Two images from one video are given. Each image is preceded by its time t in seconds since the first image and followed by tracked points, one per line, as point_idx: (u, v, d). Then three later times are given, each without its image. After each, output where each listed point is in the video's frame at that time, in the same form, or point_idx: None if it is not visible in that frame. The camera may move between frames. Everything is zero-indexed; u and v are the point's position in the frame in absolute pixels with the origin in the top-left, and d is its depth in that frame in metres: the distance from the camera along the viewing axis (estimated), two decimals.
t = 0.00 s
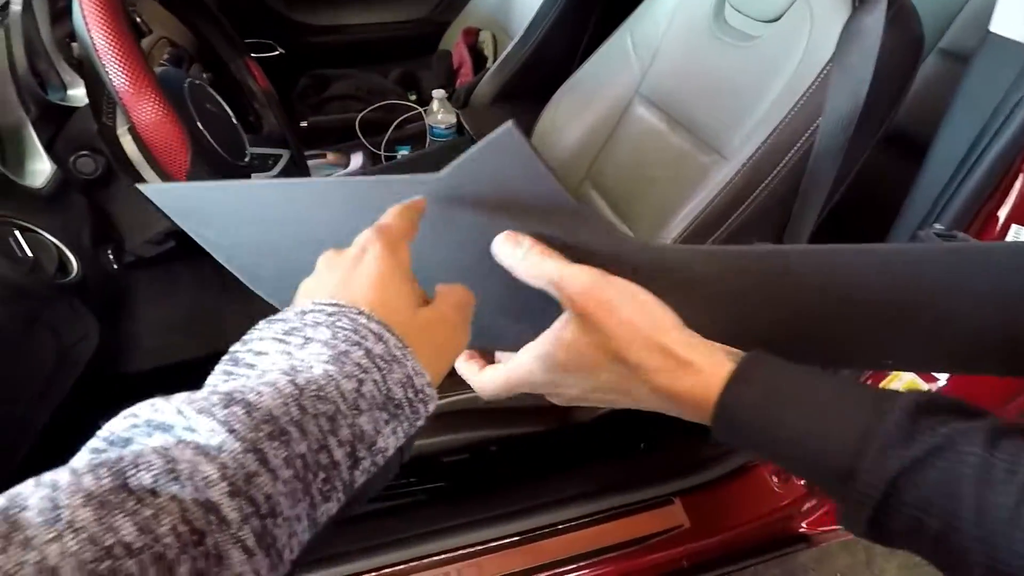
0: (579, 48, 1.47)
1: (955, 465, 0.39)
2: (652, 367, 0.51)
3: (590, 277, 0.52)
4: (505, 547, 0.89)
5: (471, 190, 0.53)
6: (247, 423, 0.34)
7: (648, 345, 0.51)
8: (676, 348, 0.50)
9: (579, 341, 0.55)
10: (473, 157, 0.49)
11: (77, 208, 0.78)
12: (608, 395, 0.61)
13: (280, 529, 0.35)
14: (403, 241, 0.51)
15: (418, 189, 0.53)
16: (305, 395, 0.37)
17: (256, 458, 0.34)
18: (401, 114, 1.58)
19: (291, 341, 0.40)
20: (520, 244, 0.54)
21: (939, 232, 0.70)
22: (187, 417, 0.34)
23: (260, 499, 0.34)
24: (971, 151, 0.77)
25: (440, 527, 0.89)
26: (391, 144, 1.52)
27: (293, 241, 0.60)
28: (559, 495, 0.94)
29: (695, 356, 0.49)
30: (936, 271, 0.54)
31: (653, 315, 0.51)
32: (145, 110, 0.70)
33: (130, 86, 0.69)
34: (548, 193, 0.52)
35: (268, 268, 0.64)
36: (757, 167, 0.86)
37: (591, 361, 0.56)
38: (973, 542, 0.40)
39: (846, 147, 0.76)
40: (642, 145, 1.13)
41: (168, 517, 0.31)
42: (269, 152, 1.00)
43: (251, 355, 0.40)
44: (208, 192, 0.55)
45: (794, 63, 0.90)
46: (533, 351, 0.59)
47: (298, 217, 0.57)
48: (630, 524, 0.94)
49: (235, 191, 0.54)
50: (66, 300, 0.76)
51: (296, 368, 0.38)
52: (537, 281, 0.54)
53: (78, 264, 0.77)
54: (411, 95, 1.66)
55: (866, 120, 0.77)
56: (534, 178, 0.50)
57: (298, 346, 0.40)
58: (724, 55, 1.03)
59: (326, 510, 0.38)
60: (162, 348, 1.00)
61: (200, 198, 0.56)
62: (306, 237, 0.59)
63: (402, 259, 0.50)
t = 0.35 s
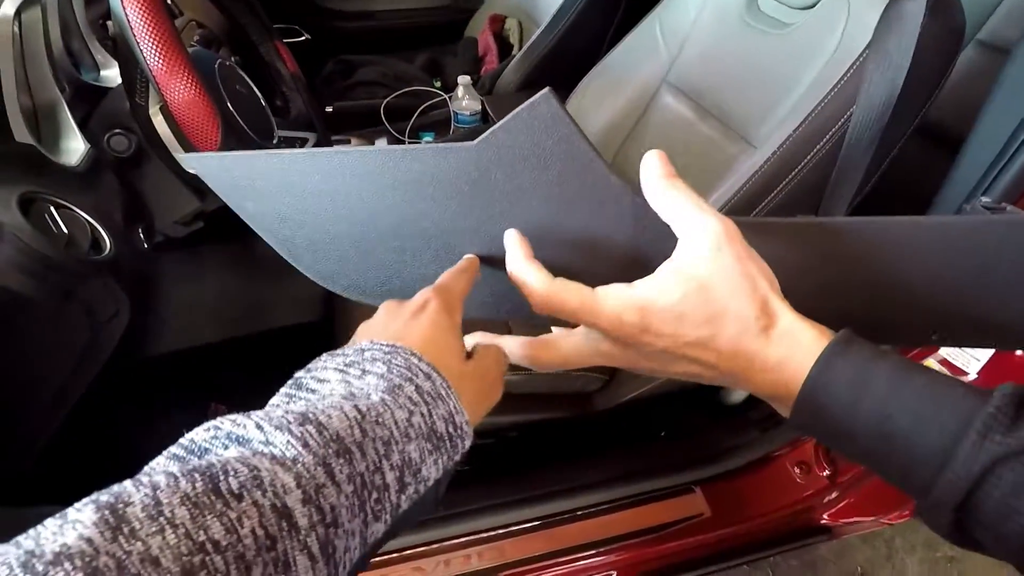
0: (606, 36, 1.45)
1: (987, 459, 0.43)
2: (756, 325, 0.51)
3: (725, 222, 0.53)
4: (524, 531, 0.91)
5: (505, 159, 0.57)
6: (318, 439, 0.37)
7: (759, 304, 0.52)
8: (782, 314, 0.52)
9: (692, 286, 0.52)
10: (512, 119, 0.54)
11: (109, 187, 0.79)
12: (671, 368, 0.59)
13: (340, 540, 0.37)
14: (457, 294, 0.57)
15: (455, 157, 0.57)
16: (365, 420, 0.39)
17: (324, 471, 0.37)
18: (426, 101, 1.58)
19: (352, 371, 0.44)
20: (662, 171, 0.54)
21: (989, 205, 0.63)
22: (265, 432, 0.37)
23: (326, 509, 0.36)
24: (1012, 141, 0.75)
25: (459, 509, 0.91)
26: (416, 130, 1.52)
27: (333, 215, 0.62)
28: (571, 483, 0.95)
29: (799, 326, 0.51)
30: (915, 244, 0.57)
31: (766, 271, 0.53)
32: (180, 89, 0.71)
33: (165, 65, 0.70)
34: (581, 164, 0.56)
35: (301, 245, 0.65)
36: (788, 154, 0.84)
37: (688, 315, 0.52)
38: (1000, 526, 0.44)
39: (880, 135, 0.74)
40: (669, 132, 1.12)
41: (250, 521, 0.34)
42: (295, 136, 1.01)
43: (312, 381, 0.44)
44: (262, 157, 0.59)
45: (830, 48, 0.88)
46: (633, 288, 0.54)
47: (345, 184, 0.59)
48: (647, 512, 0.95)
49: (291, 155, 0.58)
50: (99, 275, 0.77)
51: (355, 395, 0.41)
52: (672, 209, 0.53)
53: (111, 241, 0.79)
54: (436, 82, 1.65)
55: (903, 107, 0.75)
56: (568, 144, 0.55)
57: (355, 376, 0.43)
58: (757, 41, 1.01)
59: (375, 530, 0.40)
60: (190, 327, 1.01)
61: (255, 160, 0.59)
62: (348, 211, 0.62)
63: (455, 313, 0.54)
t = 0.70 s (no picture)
0: (605, 26, 1.45)
1: (955, 438, 0.46)
2: (741, 317, 0.55)
3: (710, 223, 0.55)
4: (529, 522, 0.92)
5: (495, 172, 0.55)
6: (329, 437, 0.38)
7: (744, 299, 0.55)
8: (767, 307, 0.56)
9: (680, 281, 0.54)
10: (497, 136, 0.52)
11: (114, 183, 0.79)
12: (659, 356, 0.63)
13: (352, 532, 0.38)
14: (449, 296, 0.59)
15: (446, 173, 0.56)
16: (372, 419, 0.40)
17: (335, 465, 0.38)
18: (426, 95, 1.58)
19: (352, 375, 0.45)
20: (641, 181, 0.55)
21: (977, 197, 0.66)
22: (279, 431, 0.38)
23: (339, 501, 0.37)
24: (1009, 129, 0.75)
25: (463, 500, 0.91)
26: (416, 124, 1.52)
27: (342, 224, 0.64)
28: (573, 473, 0.95)
29: (782, 318, 0.55)
30: (919, 238, 0.57)
31: (750, 266, 0.56)
32: (182, 85, 0.71)
33: (167, 61, 0.70)
34: (575, 175, 0.54)
35: (316, 248, 0.69)
36: (787, 144, 0.84)
37: (676, 308, 0.56)
38: (990, 502, 0.46)
39: (877, 123, 0.75)
40: (669, 123, 1.12)
41: (270, 513, 0.34)
42: (297, 131, 1.01)
43: (312, 385, 0.44)
44: (261, 177, 0.59)
45: (829, 36, 0.88)
46: (624, 283, 0.56)
47: (346, 199, 0.60)
48: (650, 501, 0.96)
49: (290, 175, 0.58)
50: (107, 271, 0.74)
51: (357, 399, 0.42)
52: (655, 215, 0.54)
53: (117, 237, 0.77)
54: (436, 75, 1.65)
55: (900, 95, 0.75)
56: (557, 157, 0.53)
57: (356, 380, 0.44)
58: (756, 31, 1.01)
59: (381, 523, 0.41)
60: (197, 323, 1.02)
61: (257, 182, 0.59)
62: (354, 221, 0.63)
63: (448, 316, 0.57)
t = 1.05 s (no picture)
0: (614, 32, 1.46)
1: (913, 462, 0.49)
2: (714, 340, 0.60)
3: (682, 253, 0.60)
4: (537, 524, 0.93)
5: (490, 213, 0.62)
6: (108, 413, 0.37)
7: (717, 323, 0.60)
8: (739, 330, 0.60)
9: (657, 307, 0.59)
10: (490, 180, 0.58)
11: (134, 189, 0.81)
12: (642, 377, 0.66)
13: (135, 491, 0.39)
14: (309, 283, 0.53)
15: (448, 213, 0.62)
16: (159, 387, 0.39)
17: (116, 444, 0.37)
18: (437, 101, 1.60)
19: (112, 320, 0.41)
20: (622, 218, 0.61)
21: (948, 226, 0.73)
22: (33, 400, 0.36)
23: (111, 472, 0.38)
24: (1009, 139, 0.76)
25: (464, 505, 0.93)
26: (426, 131, 1.53)
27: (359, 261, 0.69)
28: (579, 478, 0.96)
29: (754, 344, 0.60)
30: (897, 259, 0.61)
31: (723, 295, 0.61)
32: (201, 94, 0.73)
33: (186, 70, 0.72)
34: (557, 213, 0.60)
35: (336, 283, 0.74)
36: (792, 151, 0.86)
37: (653, 333, 0.60)
38: (964, 518, 0.48)
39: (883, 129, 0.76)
40: (676, 130, 1.13)
41: None
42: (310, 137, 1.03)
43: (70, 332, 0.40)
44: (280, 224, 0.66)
45: (834, 44, 0.88)
46: (604, 306, 0.60)
47: (359, 238, 0.66)
48: (659, 506, 0.96)
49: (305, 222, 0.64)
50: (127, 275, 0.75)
51: (147, 356, 0.39)
52: (631, 245, 0.60)
53: (137, 242, 0.78)
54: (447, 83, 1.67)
55: (906, 102, 0.76)
56: (544, 198, 0.59)
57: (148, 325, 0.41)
58: (763, 38, 1.01)
59: (196, 470, 0.42)
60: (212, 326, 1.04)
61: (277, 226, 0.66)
62: (371, 258, 0.69)
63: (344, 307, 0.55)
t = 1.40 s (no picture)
0: (654, 39, 1.43)
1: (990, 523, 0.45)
2: (745, 375, 0.57)
3: (714, 275, 0.57)
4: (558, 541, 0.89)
5: (507, 227, 0.59)
6: None
7: (747, 356, 0.57)
8: (773, 365, 0.57)
9: (682, 332, 0.56)
10: (511, 194, 0.55)
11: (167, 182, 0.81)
12: (664, 402, 0.65)
13: None
14: None
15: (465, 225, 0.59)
16: None
17: None
18: (472, 107, 1.60)
19: None
20: (652, 236, 0.57)
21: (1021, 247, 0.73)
22: None
23: None
24: None
25: (481, 518, 0.91)
26: (460, 136, 1.51)
27: (365, 272, 0.66)
28: (604, 495, 0.93)
29: (793, 381, 0.57)
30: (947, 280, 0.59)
31: (759, 325, 0.57)
32: (236, 89, 0.73)
33: (222, 65, 0.72)
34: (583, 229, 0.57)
35: (337, 294, 0.71)
36: (845, 159, 0.81)
37: (678, 359, 0.57)
38: None
39: (944, 140, 0.72)
40: (716, 140, 1.10)
41: None
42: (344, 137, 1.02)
43: None
44: (283, 235, 0.61)
45: (892, 47, 0.84)
46: (627, 325, 0.57)
47: (367, 250, 0.62)
48: (688, 530, 0.91)
49: (312, 233, 0.60)
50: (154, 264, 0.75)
51: None
52: (662, 266, 0.56)
53: (166, 234, 0.77)
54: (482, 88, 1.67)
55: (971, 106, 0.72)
56: (568, 215, 0.56)
57: None
58: (812, 45, 0.98)
59: None
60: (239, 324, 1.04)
61: (285, 238, 0.62)
62: (378, 269, 0.65)
63: None
